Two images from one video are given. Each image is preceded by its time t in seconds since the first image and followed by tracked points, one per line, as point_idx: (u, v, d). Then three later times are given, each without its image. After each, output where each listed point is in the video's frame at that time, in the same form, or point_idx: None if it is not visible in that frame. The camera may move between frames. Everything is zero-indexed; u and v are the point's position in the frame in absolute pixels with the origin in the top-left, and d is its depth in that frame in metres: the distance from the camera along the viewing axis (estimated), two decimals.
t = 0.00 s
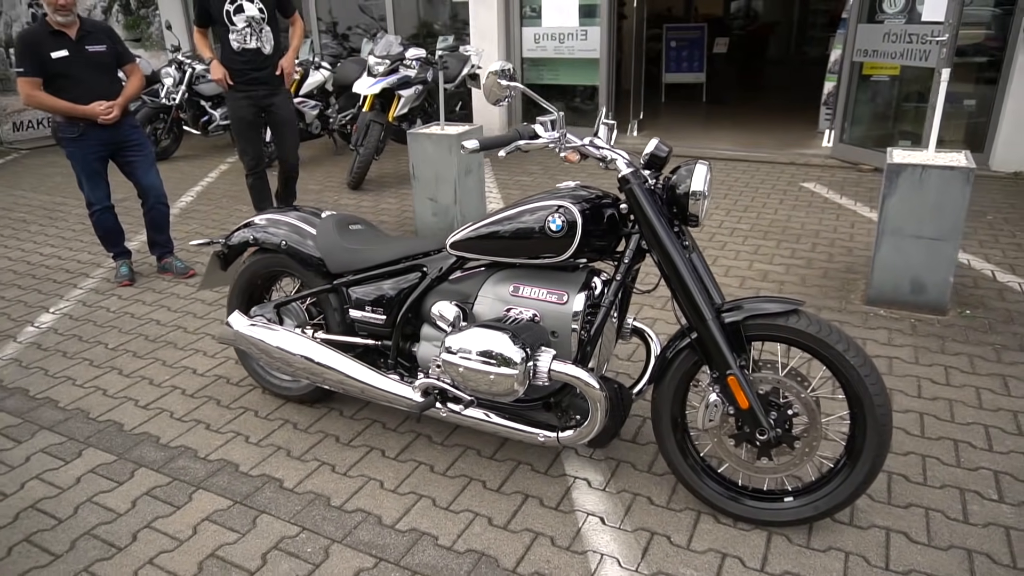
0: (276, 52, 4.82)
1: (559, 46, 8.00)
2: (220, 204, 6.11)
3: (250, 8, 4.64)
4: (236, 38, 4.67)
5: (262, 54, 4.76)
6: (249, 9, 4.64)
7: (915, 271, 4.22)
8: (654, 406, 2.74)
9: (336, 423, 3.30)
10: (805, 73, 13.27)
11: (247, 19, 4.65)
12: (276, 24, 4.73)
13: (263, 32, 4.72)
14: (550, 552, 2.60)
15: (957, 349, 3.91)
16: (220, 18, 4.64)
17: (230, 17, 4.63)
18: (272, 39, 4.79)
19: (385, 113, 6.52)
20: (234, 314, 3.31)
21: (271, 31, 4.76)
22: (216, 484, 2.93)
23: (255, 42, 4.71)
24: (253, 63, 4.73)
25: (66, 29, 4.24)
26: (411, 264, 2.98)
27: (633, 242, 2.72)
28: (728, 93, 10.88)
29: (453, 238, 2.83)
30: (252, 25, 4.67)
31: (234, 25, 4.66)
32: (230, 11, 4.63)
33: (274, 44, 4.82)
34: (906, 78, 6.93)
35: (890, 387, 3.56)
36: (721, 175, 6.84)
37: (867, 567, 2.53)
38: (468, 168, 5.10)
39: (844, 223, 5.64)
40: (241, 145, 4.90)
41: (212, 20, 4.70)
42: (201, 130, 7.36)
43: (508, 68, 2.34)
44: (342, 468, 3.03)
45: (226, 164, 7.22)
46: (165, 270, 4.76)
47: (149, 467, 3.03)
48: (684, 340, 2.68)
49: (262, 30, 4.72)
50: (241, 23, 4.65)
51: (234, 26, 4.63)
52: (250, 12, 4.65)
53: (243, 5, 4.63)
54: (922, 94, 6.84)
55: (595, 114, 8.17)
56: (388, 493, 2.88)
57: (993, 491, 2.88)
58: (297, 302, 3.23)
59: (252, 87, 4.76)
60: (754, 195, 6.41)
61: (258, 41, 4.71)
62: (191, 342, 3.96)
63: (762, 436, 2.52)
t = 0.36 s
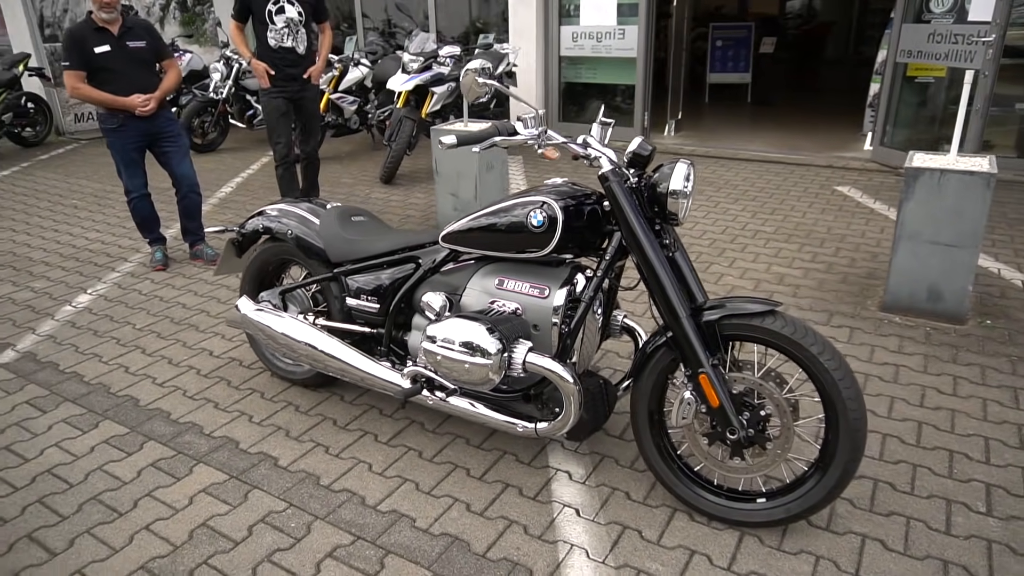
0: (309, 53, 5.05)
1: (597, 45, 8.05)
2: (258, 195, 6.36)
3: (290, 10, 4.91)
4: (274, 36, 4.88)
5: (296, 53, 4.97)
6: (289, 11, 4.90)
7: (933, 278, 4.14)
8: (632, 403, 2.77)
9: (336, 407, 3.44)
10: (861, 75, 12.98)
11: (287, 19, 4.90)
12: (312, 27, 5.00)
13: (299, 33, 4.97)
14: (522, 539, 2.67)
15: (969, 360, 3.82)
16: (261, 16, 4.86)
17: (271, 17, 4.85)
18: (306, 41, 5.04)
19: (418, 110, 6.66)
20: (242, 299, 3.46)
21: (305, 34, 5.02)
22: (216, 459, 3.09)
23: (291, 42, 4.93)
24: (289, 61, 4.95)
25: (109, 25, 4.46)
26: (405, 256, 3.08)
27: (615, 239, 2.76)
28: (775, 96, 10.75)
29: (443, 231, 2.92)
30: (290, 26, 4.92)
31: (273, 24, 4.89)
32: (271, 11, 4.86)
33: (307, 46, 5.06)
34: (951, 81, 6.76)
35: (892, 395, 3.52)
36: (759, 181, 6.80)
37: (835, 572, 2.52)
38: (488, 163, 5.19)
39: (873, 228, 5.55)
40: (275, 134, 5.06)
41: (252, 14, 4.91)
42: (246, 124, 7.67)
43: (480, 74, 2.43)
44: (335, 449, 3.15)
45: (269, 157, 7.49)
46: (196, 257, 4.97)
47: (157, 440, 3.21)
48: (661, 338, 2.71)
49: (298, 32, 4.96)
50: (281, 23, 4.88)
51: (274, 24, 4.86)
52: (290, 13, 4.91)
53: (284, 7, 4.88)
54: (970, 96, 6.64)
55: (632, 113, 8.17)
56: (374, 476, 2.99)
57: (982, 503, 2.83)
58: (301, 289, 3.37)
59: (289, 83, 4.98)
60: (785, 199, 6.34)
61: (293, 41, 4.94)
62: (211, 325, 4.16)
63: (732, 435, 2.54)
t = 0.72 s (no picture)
0: (335, 53, 5.27)
1: (630, 48, 8.12)
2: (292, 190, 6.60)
3: (319, 10, 5.17)
4: (301, 32, 5.13)
5: (321, 51, 5.19)
6: (318, 11, 5.16)
7: (944, 288, 4.11)
8: (614, 399, 2.85)
9: (341, 393, 3.60)
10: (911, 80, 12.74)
11: (315, 18, 5.15)
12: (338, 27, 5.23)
13: (326, 32, 5.20)
14: (501, 525, 2.78)
15: (975, 371, 3.79)
16: (291, 13, 5.13)
17: (301, 14, 5.11)
18: (333, 41, 5.26)
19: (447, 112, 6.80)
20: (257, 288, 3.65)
21: (333, 34, 5.25)
22: (225, 437, 3.28)
23: (317, 40, 5.17)
24: (314, 57, 5.18)
25: (151, 25, 4.70)
26: (406, 250, 3.23)
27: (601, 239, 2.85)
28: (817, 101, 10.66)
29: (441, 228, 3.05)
30: (317, 24, 5.16)
31: (302, 21, 5.15)
32: (302, 9, 5.12)
33: (334, 45, 5.29)
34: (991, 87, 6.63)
35: (888, 404, 3.51)
36: (786, 187, 6.78)
37: (804, 572, 2.56)
38: (507, 163, 5.32)
39: (897, 236, 5.51)
40: (290, 126, 5.27)
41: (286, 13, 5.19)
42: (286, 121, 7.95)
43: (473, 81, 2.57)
44: (335, 433, 3.31)
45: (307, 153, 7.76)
46: (228, 248, 5.18)
47: (173, 418, 3.42)
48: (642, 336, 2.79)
49: (325, 31, 5.20)
50: (309, 20, 5.13)
51: (302, 21, 5.11)
52: (319, 13, 5.17)
53: (313, 6, 5.14)
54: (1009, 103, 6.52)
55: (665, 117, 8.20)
56: (369, 459, 3.14)
57: (964, 512, 2.83)
58: (311, 280, 3.54)
59: (312, 78, 5.22)
60: (811, 205, 6.32)
61: (319, 39, 5.17)
62: (234, 312, 4.37)
63: (706, 432, 2.61)
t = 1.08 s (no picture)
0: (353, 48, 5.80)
1: (665, 50, 8.19)
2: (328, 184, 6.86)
3: (335, 10, 5.69)
4: (322, 32, 5.69)
5: (341, 48, 5.74)
6: (335, 11, 5.68)
7: (956, 292, 4.12)
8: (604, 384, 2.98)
9: (355, 374, 3.80)
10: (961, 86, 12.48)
11: (332, 18, 5.68)
12: (355, 25, 5.74)
13: (343, 30, 5.73)
14: (492, 500, 2.93)
15: (981, 374, 3.80)
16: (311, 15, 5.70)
17: (320, 15, 5.66)
18: (351, 37, 5.78)
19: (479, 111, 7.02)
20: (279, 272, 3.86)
21: (350, 31, 5.77)
22: (243, 409, 3.50)
23: (336, 37, 5.72)
24: (334, 55, 5.74)
25: (195, 24, 4.99)
26: (416, 239, 3.41)
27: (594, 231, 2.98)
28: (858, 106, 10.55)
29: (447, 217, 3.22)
30: (335, 23, 5.69)
31: (321, 21, 5.69)
32: (320, 10, 5.68)
33: (353, 41, 5.82)
34: None
35: (886, 404, 3.55)
36: (814, 189, 6.77)
37: (778, 556, 2.65)
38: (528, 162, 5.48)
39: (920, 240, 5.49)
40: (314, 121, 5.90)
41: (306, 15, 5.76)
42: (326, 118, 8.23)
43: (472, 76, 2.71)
44: (345, 411, 3.51)
45: (346, 149, 8.03)
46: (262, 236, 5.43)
47: (198, 390, 3.66)
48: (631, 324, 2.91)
49: (343, 29, 5.73)
50: (327, 21, 5.67)
51: (321, 22, 5.66)
52: (336, 13, 5.70)
53: (330, 7, 5.67)
54: None
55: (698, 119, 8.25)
56: (374, 435, 3.32)
57: (946, 508, 2.87)
58: (328, 265, 3.74)
59: (332, 74, 5.77)
60: (836, 208, 6.32)
61: (337, 37, 5.71)
62: (261, 297, 4.61)
63: (686, 418, 2.71)
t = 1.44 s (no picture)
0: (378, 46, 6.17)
1: (703, 52, 8.20)
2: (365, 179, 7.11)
3: (360, 11, 6.06)
4: (348, 33, 6.08)
5: (367, 47, 6.13)
6: (359, 13, 6.06)
7: (971, 298, 4.10)
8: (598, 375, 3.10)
9: (372, 360, 4.00)
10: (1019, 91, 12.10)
11: (357, 19, 6.06)
12: (379, 25, 6.12)
13: (368, 30, 6.11)
14: (487, 481, 3.09)
15: (989, 381, 3.79)
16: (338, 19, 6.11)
17: (345, 18, 6.05)
18: (376, 36, 6.16)
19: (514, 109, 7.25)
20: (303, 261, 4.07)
21: (375, 30, 6.15)
22: (264, 388, 3.74)
23: (362, 37, 6.11)
24: (360, 55, 6.14)
25: (238, 25, 5.29)
26: (429, 232, 3.58)
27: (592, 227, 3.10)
28: (906, 111, 10.36)
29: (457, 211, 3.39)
30: (360, 24, 6.07)
31: (347, 23, 6.08)
32: (345, 13, 6.06)
33: (377, 40, 6.20)
34: None
35: (888, 407, 3.58)
36: (846, 194, 6.73)
37: (756, 546, 2.74)
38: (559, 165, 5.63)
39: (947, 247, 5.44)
40: (343, 118, 6.31)
41: (333, 18, 6.16)
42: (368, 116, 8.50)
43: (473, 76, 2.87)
44: (359, 393, 3.71)
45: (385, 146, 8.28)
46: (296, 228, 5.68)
47: (224, 369, 3.90)
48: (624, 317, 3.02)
49: (367, 29, 6.11)
50: (352, 22, 6.06)
51: (347, 24, 6.06)
52: (360, 14, 6.07)
53: (355, 9, 6.05)
54: None
55: (734, 122, 8.24)
56: (383, 417, 3.51)
57: (931, 508, 2.91)
58: (349, 256, 3.94)
59: (359, 73, 6.19)
60: (866, 213, 6.28)
61: (363, 37, 6.10)
62: (291, 285, 4.85)
63: (671, 408, 2.82)
